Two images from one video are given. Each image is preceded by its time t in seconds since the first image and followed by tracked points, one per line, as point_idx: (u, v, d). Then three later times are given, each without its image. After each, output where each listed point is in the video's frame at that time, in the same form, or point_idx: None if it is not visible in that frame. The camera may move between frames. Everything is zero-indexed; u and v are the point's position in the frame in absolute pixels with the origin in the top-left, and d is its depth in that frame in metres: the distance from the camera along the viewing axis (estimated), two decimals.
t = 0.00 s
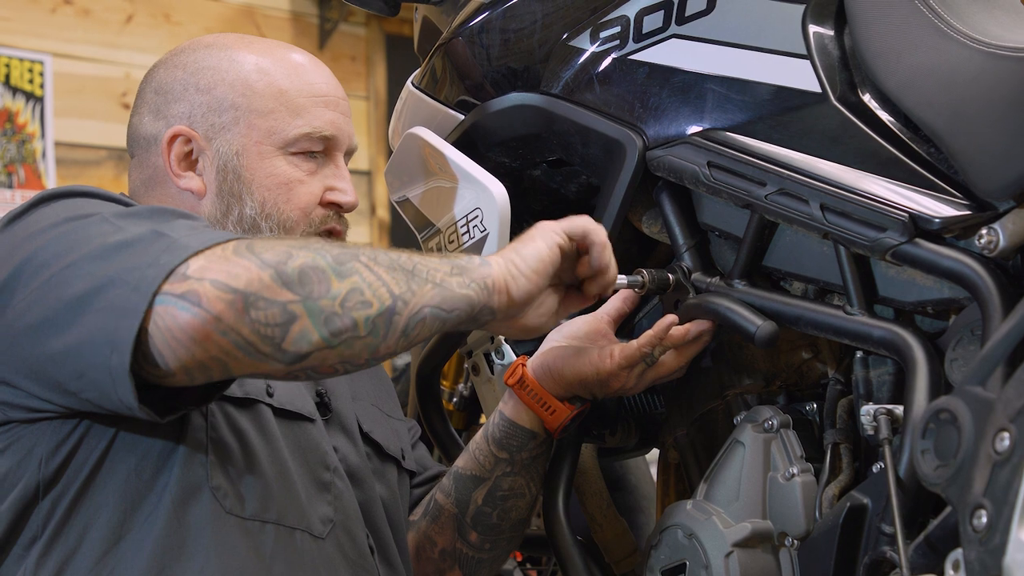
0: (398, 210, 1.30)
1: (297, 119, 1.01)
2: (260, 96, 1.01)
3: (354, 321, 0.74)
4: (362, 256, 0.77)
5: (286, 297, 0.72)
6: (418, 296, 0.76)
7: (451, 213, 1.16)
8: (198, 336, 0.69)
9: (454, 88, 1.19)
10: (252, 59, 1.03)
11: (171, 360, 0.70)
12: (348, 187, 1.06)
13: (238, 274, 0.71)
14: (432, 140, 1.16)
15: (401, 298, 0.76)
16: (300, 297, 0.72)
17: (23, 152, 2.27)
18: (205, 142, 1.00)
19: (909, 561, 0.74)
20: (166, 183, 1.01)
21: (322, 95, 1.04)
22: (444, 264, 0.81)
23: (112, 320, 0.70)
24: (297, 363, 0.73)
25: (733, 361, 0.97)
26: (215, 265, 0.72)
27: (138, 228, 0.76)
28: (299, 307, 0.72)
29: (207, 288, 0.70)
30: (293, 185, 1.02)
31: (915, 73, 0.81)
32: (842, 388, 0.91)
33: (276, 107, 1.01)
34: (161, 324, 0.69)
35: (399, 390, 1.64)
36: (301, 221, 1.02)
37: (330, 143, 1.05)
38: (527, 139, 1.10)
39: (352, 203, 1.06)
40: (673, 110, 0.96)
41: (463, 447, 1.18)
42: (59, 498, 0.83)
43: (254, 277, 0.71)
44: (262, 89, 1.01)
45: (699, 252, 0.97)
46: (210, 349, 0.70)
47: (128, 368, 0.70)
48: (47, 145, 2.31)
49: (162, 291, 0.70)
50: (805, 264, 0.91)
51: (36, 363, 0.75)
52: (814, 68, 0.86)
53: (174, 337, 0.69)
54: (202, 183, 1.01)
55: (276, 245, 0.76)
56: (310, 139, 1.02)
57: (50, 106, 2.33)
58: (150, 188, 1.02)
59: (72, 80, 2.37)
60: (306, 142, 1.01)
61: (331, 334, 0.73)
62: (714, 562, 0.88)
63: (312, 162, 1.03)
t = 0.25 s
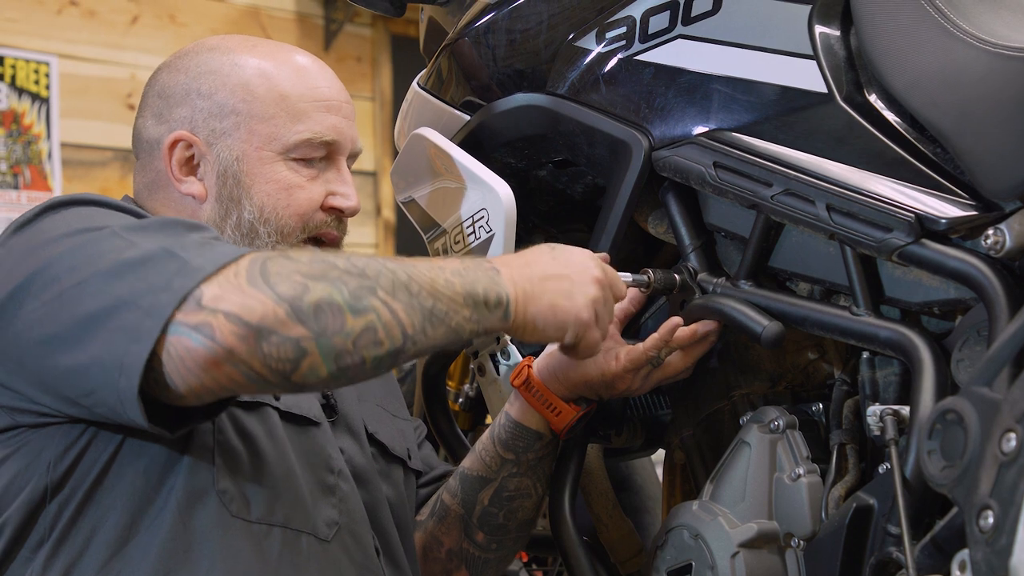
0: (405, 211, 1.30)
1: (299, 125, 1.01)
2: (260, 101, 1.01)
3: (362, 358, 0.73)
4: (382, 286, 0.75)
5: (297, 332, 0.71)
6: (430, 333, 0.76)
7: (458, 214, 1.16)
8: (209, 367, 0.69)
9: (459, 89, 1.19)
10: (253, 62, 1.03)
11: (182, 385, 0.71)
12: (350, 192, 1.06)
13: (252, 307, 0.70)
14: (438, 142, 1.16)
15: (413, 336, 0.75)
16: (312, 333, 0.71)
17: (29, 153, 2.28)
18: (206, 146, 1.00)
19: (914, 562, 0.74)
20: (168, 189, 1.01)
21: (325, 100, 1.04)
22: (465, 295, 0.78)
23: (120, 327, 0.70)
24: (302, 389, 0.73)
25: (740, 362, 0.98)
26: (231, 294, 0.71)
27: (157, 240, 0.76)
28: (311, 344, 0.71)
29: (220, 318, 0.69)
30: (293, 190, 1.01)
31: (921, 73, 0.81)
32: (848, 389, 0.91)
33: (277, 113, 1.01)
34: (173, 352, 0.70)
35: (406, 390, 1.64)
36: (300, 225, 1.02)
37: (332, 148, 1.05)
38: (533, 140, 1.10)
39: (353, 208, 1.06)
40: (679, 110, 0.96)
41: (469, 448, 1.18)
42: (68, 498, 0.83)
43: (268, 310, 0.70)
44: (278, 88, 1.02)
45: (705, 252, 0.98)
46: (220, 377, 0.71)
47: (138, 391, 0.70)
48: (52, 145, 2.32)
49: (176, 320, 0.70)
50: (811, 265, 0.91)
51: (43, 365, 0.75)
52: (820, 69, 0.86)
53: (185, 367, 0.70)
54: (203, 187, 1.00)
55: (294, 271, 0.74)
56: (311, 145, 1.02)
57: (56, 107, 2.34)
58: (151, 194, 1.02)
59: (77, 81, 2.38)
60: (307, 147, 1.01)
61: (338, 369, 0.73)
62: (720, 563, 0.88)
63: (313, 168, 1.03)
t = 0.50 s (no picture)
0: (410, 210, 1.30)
1: (292, 129, 1.01)
2: (252, 105, 1.01)
3: (365, 310, 0.73)
4: (376, 247, 0.77)
5: (296, 286, 0.72)
6: (430, 285, 0.76)
7: (463, 213, 1.16)
8: (209, 325, 0.69)
9: (464, 88, 1.19)
10: (247, 65, 1.03)
11: (183, 351, 0.70)
12: (348, 196, 1.05)
13: (249, 264, 0.71)
14: (443, 141, 1.16)
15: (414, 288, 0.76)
16: (312, 286, 0.72)
17: (34, 152, 2.29)
18: (200, 151, 1.02)
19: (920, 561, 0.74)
20: (165, 192, 1.04)
21: (320, 103, 1.03)
22: (462, 259, 0.80)
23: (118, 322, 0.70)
24: (309, 354, 0.72)
25: (745, 361, 0.97)
26: (227, 255, 0.71)
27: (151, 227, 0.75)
28: (310, 296, 0.72)
29: (218, 277, 0.70)
30: (287, 194, 1.01)
31: (926, 73, 0.81)
32: (854, 389, 0.91)
33: (269, 117, 1.01)
34: (172, 314, 0.69)
35: (412, 389, 1.64)
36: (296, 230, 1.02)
37: (328, 152, 1.04)
38: (538, 139, 1.10)
39: (351, 212, 1.05)
40: (684, 110, 0.96)
41: (474, 447, 1.18)
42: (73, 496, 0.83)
43: (263, 266, 0.71)
44: (275, 92, 1.02)
45: (710, 251, 0.97)
46: (222, 339, 0.70)
47: (139, 362, 0.70)
48: (58, 145, 2.33)
49: (172, 282, 0.70)
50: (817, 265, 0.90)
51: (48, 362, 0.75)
52: (826, 68, 0.86)
53: (185, 326, 0.69)
54: (197, 192, 1.03)
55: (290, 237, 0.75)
56: (304, 149, 1.01)
57: (62, 107, 2.34)
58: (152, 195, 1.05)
59: (82, 81, 2.38)
60: (300, 152, 1.01)
61: (343, 323, 0.73)
62: (725, 562, 0.88)
63: (309, 172, 1.03)
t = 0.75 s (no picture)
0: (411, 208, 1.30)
1: (282, 131, 1.01)
2: (242, 108, 1.01)
3: (361, 345, 0.74)
4: (377, 276, 0.76)
5: (295, 319, 0.72)
6: (426, 321, 0.76)
7: (466, 211, 1.16)
8: (205, 354, 0.70)
9: (466, 86, 1.19)
10: (237, 66, 1.03)
11: (179, 376, 0.71)
12: (343, 197, 1.05)
13: (249, 296, 0.71)
14: (445, 139, 1.16)
15: (410, 324, 0.75)
16: (309, 320, 0.72)
17: (36, 151, 2.29)
18: (193, 154, 1.02)
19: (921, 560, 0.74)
20: (160, 195, 1.05)
21: (312, 104, 1.03)
22: (461, 283, 0.78)
23: (123, 326, 0.71)
24: (301, 378, 0.74)
25: (748, 360, 0.98)
26: (227, 283, 0.71)
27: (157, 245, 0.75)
28: (307, 330, 0.72)
29: (217, 307, 0.70)
30: (279, 197, 1.01)
31: (927, 71, 0.80)
32: (855, 387, 0.91)
33: (260, 120, 1.01)
34: (170, 341, 0.70)
35: (413, 388, 1.64)
36: (290, 232, 1.02)
37: (321, 153, 1.03)
38: (540, 138, 1.10)
39: (345, 212, 1.05)
40: (686, 108, 0.96)
41: (476, 447, 1.18)
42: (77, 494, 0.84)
43: (263, 298, 0.71)
44: (266, 94, 1.01)
45: (711, 250, 0.98)
46: (217, 367, 0.71)
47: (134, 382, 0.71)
48: (60, 144, 2.33)
49: (172, 309, 0.71)
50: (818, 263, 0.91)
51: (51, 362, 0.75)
52: (828, 66, 0.86)
53: (182, 354, 0.70)
54: (191, 195, 1.04)
55: (289, 262, 0.75)
56: (296, 151, 1.01)
57: (63, 105, 2.34)
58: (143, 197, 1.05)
59: (84, 79, 2.38)
60: (291, 154, 1.01)
61: (336, 357, 0.73)
62: (726, 560, 0.88)
63: (302, 173, 1.03)
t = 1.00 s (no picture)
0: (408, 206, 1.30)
1: (276, 129, 1.02)
2: (235, 107, 1.01)
3: (365, 345, 0.71)
4: (379, 277, 0.75)
5: (298, 322, 0.70)
6: (432, 315, 0.73)
7: (463, 210, 1.16)
8: (210, 363, 0.69)
9: (464, 86, 1.19)
10: (228, 65, 1.03)
11: (186, 384, 0.71)
12: (337, 194, 1.06)
13: (251, 299, 0.70)
14: (442, 137, 1.17)
15: (416, 320, 0.73)
16: (314, 322, 0.70)
17: (34, 150, 2.29)
18: (186, 155, 1.02)
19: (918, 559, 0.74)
20: (152, 196, 1.04)
21: (303, 101, 1.04)
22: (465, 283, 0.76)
23: (123, 332, 0.71)
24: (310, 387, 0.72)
25: (745, 359, 0.98)
26: (230, 289, 0.71)
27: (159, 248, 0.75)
28: (312, 332, 0.70)
29: (220, 313, 0.69)
30: (273, 195, 1.02)
31: (925, 70, 0.80)
32: (853, 386, 0.91)
33: (252, 118, 1.01)
34: (175, 348, 0.70)
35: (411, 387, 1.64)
36: (285, 229, 1.03)
37: (314, 150, 1.04)
38: (539, 137, 1.10)
39: (340, 209, 1.06)
40: (684, 107, 0.96)
41: (473, 446, 1.18)
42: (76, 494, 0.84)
43: (266, 302, 0.70)
44: (258, 91, 1.02)
45: (709, 249, 0.98)
46: (223, 374, 0.70)
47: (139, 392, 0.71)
48: (58, 143, 2.33)
49: (177, 317, 0.70)
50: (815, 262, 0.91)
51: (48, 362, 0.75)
52: (826, 66, 0.86)
53: (187, 363, 0.70)
54: (184, 195, 1.03)
55: (293, 268, 0.74)
56: (289, 149, 1.02)
57: (62, 104, 2.34)
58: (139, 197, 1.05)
59: (82, 78, 2.38)
60: (285, 151, 1.02)
61: (343, 359, 0.71)
62: (724, 560, 0.89)
63: (296, 170, 1.04)
